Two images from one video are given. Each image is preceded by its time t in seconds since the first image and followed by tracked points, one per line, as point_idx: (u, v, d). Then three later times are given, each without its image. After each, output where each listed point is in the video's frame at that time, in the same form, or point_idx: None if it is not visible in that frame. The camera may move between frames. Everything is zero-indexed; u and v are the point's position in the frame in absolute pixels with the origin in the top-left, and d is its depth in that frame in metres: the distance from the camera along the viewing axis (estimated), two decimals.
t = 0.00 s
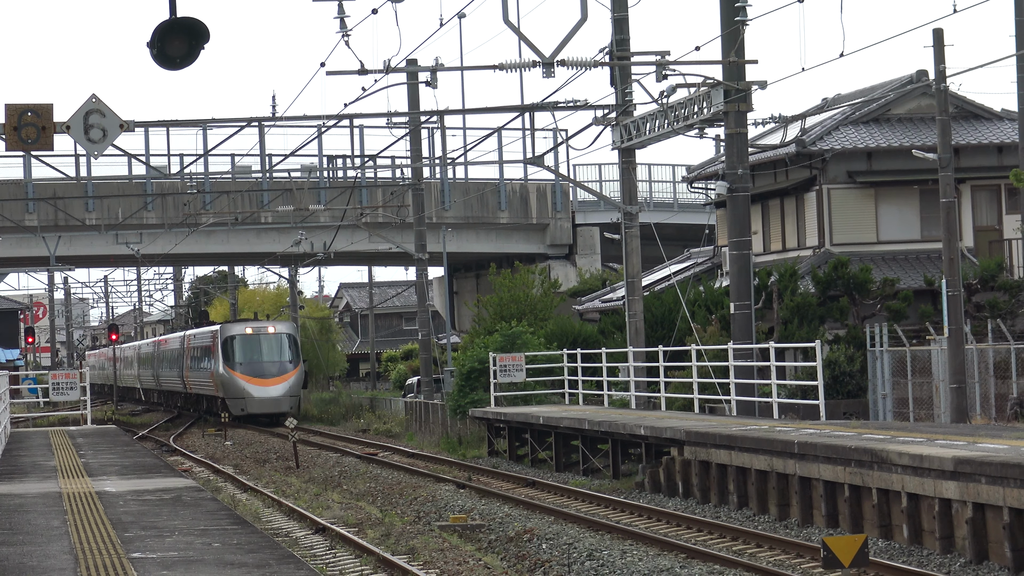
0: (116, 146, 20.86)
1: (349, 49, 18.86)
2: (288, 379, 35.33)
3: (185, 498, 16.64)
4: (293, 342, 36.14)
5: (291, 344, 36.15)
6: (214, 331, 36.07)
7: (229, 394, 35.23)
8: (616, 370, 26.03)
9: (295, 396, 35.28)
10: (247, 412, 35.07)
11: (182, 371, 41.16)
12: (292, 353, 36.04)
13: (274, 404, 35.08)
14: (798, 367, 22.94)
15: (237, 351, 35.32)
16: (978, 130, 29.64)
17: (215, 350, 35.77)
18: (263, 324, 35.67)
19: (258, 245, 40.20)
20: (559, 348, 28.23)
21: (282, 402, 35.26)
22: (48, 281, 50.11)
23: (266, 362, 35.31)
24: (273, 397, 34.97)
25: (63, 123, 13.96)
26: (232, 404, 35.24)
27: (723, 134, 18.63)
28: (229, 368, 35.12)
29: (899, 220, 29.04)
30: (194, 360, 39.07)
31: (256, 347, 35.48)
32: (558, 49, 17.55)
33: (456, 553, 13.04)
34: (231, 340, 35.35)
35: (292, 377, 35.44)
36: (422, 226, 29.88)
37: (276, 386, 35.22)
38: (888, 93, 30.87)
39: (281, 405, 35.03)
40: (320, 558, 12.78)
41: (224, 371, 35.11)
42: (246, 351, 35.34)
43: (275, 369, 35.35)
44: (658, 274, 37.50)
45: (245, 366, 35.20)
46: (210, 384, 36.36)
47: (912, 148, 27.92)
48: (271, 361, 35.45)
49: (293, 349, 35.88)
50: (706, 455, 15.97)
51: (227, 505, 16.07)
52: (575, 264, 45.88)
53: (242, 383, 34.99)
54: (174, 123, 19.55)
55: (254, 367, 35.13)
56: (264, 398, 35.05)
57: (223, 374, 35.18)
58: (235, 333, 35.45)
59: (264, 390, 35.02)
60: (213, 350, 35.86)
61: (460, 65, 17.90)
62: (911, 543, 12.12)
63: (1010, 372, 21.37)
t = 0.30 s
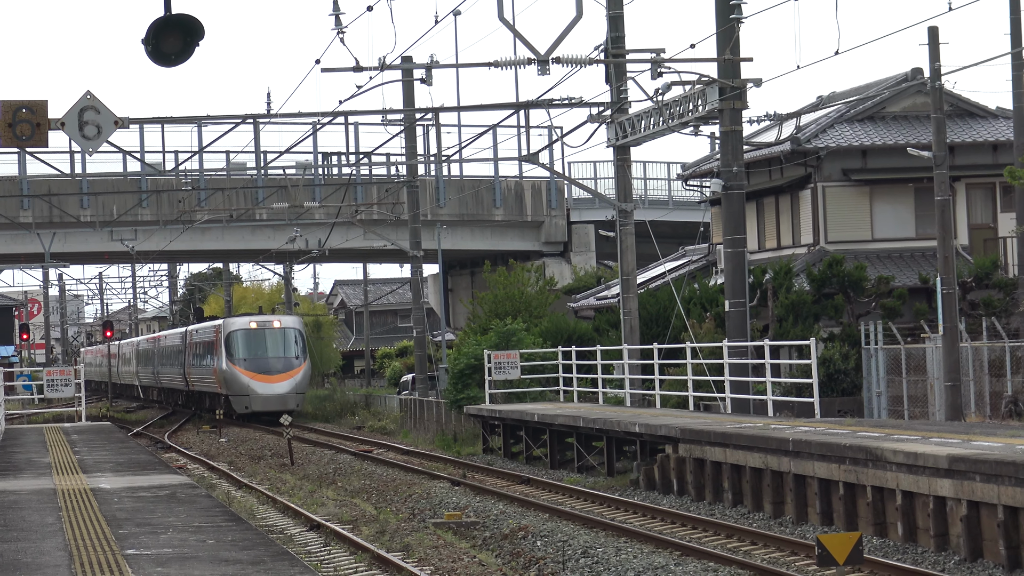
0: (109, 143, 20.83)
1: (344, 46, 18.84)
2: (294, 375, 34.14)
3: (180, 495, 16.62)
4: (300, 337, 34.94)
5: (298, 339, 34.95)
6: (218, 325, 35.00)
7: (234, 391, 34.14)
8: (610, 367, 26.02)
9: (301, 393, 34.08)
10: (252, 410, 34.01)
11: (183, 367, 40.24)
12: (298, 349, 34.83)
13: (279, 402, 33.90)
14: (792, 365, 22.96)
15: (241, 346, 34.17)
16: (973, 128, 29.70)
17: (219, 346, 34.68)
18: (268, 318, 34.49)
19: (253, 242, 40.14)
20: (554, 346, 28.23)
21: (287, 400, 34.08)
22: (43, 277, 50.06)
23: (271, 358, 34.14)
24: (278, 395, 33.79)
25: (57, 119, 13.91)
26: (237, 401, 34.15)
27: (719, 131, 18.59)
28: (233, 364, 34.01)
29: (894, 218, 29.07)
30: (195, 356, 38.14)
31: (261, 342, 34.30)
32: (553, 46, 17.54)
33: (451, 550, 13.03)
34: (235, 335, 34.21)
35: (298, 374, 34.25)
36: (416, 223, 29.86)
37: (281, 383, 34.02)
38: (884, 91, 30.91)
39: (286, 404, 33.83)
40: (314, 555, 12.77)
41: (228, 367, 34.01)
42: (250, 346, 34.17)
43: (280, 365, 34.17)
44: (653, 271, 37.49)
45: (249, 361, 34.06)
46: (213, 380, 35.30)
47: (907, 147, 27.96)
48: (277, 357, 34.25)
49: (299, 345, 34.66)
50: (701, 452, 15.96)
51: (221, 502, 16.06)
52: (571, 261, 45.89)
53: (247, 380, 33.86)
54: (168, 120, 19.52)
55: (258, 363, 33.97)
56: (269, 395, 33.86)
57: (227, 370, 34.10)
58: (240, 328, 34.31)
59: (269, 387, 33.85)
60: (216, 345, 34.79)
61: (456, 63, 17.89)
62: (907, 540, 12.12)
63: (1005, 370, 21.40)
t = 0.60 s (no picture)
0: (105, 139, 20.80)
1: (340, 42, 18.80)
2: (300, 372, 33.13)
3: (176, 491, 16.59)
4: (308, 333, 34.01)
5: (305, 335, 34.04)
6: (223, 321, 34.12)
7: (239, 389, 33.12)
8: (606, 364, 26.00)
9: (309, 390, 33.02)
10: (256, 408, 32.98)
11: (188, 362, 39.39)
12: (306, 345, 33.90)
13: (286, 399, 32.86)
14: (789, 362, 22.94)
15: (246, 342, 33.29)
16: (970, 125, 29.68)
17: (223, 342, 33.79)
18: (275, 313, 33.63)
19: (250, 238, 40.06)
20: (550, 343, 28.22)
21: (295, 398, 33.03)
22: (39, 274, 50.00)
23: (278, 354, 33.21)
24: (286, 392, 32.76)
25: (54, 116, 13.88)
26: (242, 399, 33.11)
27: (716, 128, 18.56)
28: (238, 361, 33.08)
29: (891, 216, 29.08)
30: (200, 352, 37.30)
31: (268, 338, 33.41)
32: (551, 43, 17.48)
33: (448, 547, 13.00)
34: (241, 330, 33.33)
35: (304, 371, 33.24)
36: (413, 220, 29.81)
37: (288, 380, 33.01)
38: (881, 88, 30.90)
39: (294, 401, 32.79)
40: (310, 552, 12.75)
41: (233, 363, 33.08)
42: (256, 342, 33.28)
43: (286, 361, 33.20)
44: (650, 268, 37.46)
45: (255, 357, 33.13)
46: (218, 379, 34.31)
47: (904, 144, 27.94)
48: (284, 353, 33.31)
49: (307, 340, 33.74)
50: (697, 449, 15.94)
51: (217, 498, 16.03)
52: (568, 258, 45.91)
53: (252, 376, 32.90)
54: (165, 116, 19.47)
55: (264, 359, 33.04)
56: (276, 392, 32.82)
57: (232, 367, 33.15)
58: (245, 323, 33.46)
59: (277, 384, 32.83)
60: (221, 342, 33.88)
61: (453, 59, 17.85)
62: (903, 538, 12.12)
63: (1002, 367, 21.40)
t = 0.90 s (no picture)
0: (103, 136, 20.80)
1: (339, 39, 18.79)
2: (311, 369, 32.13)
3: (174, 487, 16.59)
4: (317, 328, 32.94)
5: (314, 330, 32.97)
6: (230, 315, 33.04)
7: (246, 387, 32.07)
8: (604, 362, 26.02)
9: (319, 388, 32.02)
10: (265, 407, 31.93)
11: (193, 359, 38.30)
12: (315, 340, 32.84)
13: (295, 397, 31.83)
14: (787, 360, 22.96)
15: (254, 338, 32.20)
16: (969, 124, 29.67)
17: (229, 337, 32.69)
18: (283, 308, 32.56)
19: (248, 235, 40.04)
20: (548, 340, 28.23)
21: (305, 396, 32.01)
22: (38, 270, 50.02)
23: (287, 350, 32.14)
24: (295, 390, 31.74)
25: (53, 111, 13.85)
26: (249, 397, 32.08)
27: (715, 126, 18.56)
28: (245, 358, 32.02)
29: (889, 213, 29.08)
30: (206, 350, 36.21)
31: (276, 333, 32.32)
32: (550, 40, 17.48)
33: (445, 544, 13.01)
34: (248, 326, 32.26)
35: (315, 368, 32.21)
36: (412, 217, 29.81)
37: (297, 377, 31.98)
38: (880, 86, 30.90)
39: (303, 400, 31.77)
40: (308, 549, 12.75)
41: (240, 360, 32.02)
42: (264, 338, 32.21)
43: (296, 358, 32.16)
44: (648, 266, 37.48)
45: (263, 354, 32.08)
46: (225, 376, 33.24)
47: (903, 142, 27.93)
48: (293, 349, 32.23)
49: (316, 336, 32.64)
50: (695, 447, 15.94)
51: (216, 495, 16.01)
52: (566, 255, 45.94)
53: (260, 373, 31.85)
54: (164, 112, 19.45)
55: (272, 356, 31.99)
56: (284, 390, 31.80)
57: (239, 364, 32.08)
58: (253, 318, 32.37)
59: (285, 382, 31.79)
60: (228, 338, 32.80)
61: (452, 56, 17.85)
62: (900, 536, 12.12)
63: (999, 365, 21.42)
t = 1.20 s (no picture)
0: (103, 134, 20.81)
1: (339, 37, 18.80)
2: (324, 368, 30.57)
3: (173, 486, 16.59)
4: (330, 325, 31.40)
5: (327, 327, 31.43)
6: (238, 312, 31.53)
7: (256, 387, 30.55)
8: (602, 362, 26.05)
9: (331, 389, 30.42)
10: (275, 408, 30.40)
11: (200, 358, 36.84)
12: (327, 339, 31.30)
13: (306, 398, 30.24)
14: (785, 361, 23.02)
15: (264, 335, 30.72)
16: (969, 126, 29.68)
17: (238, 335, 31.20)
18: (294, 304, 31.02)
19: (247, 234, 40.04)
20: (547, 340, 28.24)
21: (316, 397, 30.39)
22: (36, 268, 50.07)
23: (298, 348, 30.57)
24: (306, 391, 30.16)
25: (52, 109, 13.83)
26: (258, 398, 30.55)
27: (714, 127, 18.56)
28: (255, 356, 30.52)
29: (888, 215, 29.11)
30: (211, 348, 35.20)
31: (286, 330, 30.78)
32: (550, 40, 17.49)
33: (443, 543, 13.02)
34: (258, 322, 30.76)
35: (328, 367, 30.63)
36: (411, 216, 29.80)
37: (309, 377, 30.37)
38: (879, 87, 30.91)
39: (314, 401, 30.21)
40: (306, 547, 12.75)
41: (249, 359, 30.55)
42: (274, 335, 30.71)
43: (308, 357, 30.60)
44: (647, 266, 37.53)
45: (273, 352, 30.58)
46: (234, 375, 31.76)
47: (902, 144, 27.93)
48: (304, 347, 30.69)
49: (329, 333, 31.09)
50: (694, 447, 15.96)
51: (214, 493, 16.02)
52: (564, 255, 45.96)
53: (270, 373, 30.33)
54: (164, 111, 19.45)
55: (283, 354, 30.44)
56: (295, 390, 30.21)
57: (247, 363, 30.59)
58: (262, 314, 30.84)
59: (296, 382, 30.20)
60: (236, 335, 31.34)
61: (452, 55, 17.86)
62: (898, 537, 12.14)
63: (997, 367, 21.44)
